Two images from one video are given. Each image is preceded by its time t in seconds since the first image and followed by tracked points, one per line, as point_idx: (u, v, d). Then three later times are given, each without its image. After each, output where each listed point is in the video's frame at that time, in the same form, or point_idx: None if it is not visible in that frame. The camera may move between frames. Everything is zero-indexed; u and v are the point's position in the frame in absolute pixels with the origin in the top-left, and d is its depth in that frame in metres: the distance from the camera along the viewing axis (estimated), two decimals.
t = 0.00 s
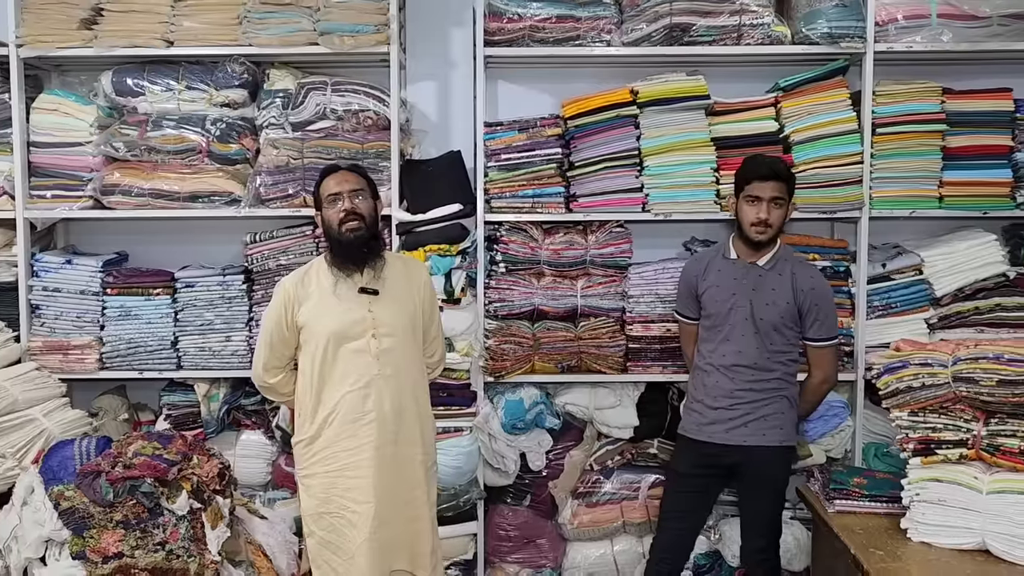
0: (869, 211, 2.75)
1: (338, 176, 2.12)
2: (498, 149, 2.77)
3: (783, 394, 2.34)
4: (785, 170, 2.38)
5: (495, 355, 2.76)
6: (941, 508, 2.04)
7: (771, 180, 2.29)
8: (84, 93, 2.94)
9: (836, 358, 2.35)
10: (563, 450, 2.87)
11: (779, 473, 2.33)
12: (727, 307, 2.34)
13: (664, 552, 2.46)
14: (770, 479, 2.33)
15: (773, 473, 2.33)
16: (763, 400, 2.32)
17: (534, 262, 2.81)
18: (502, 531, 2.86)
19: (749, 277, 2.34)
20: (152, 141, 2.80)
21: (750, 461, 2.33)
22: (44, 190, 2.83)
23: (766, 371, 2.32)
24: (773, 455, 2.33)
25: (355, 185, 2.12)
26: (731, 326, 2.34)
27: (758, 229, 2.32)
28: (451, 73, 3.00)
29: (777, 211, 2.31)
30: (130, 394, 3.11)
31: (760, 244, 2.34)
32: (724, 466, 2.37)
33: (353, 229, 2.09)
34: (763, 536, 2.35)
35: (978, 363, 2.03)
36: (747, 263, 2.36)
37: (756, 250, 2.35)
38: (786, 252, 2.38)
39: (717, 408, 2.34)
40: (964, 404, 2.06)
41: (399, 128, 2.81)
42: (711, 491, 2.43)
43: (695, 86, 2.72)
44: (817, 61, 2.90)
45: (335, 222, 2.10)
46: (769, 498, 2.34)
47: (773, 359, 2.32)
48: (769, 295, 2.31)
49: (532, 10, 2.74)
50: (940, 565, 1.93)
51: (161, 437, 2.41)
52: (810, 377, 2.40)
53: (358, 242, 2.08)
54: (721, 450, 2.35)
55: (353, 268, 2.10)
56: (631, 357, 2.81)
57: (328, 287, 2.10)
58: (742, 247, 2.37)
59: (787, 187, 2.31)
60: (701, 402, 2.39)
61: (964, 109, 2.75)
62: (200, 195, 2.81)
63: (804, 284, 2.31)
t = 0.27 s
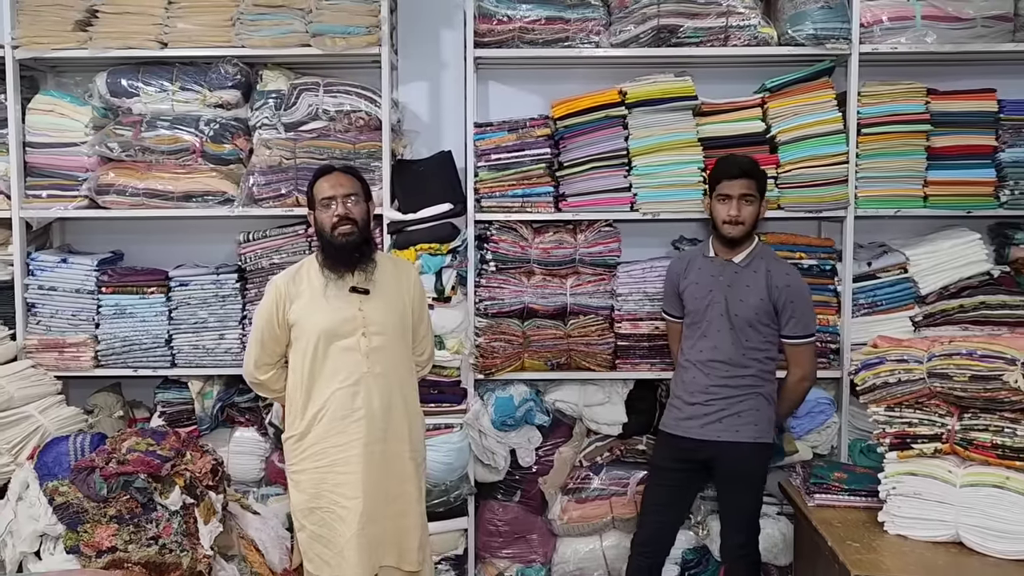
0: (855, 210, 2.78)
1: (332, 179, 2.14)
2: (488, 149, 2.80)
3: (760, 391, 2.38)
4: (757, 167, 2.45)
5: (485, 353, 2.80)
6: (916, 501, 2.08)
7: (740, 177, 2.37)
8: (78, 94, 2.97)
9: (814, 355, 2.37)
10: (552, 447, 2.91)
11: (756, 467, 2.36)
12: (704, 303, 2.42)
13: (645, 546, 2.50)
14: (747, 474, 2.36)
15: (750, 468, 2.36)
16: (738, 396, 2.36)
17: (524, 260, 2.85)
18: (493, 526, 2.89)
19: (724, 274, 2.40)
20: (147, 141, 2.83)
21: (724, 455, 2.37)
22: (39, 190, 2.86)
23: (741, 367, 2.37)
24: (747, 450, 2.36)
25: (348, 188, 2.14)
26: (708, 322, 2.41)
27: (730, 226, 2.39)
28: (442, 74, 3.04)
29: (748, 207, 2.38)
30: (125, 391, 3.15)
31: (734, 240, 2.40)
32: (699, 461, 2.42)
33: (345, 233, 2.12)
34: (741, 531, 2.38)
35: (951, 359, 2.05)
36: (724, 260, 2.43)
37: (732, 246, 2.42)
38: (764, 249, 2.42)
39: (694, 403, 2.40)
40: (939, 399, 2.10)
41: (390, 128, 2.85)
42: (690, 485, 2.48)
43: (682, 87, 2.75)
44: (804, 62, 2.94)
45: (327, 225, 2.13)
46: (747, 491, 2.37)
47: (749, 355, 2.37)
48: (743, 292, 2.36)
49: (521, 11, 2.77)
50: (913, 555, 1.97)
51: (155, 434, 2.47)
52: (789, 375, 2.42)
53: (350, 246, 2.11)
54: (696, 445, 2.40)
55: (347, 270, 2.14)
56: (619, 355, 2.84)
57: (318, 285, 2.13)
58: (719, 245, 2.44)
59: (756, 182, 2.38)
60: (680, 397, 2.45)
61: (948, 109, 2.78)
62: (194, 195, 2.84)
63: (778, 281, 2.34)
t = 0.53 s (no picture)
0: (843, 209, 2.81)
1: (328, 179, 2.16)
2: (479, 148, 2.83)
3: (742, 387, 2.40)
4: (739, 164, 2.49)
5: (477, 350, 2.81)
6: (895, 494, 2.11)
7: (718, 173, 2.41)
8: (75, 94, 3.00)
9: (795, 350, 2.39)
10: (544, 443, 2.95)
11: (739, 462, 2.39)
12: (686, 299, 2.45)
13: (633, 540, 2.53)
14: (732, 470, 2.39)
15: (734, 463, 2.39)
16: (720, 391, 2.39)
17: (516, 259, 2.87)
18: (485, 522, 2.93)
19: (707, 270, 2.44)
20: (142, 141, 2.85)
21: (706, 451, 2.40)
22: (36, 189, 2.89)
23: (722, 364, 2.40)
24: (728, 446, 2.39)
25: (344, 189, 2.16)
26: (690, 317, 2.44)
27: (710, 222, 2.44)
28: (435, 74, 3.07)
29: (727, 202, 2.42)
30: (121, 388, 3.18)
31: (715, 236, 2.45)
32: (682, 456, 2.46)
33: (340, 232, 2.14)
34: (728, 526, 2.41)
35: (929, 355, 2.10)
36: (707, 256, 2.47)
37: (714, 242, 2.46)
38: (745, 245, 2.46)
39: (677, 398, 2.44)
40: (918, 394, 2.14)
41: (383, 127, 2.88)
42: (676, 480, 2.52)
43: (671, 87, 2.78)
44: (792, 62, 2.97)
45: (322, 224, 2.15)
46: (734, 487, 2.40)
47: (730, 350, 2.40)
48: (724, 287, 2.39)
49: (512, 13, 2.81)
50: (891, 547, 2.00)
51: (149, 430, 2.48)
52: (771, 371, 2.44)
53: (344, 245, 2.14)
54: (679, 441, 2.44)
55: (341, 269, 2.16)
56: (609, 352, 2.87)
57: (312, 284, 2.15)
58: (701, 241, 2.49)
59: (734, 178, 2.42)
60: (665, 394, 2.49)
61: (934, 109, 2.81)
62: (188, 194, 2.88)
63: (758, 277, 2.37)
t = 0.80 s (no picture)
0: (834, 209, 2.84)
1: (320, 177, 2.17)
2: (473, 148, 2.85)
3: (739, 384, 2.43)
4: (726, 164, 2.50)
5: (472, 348, 2.84)
6: (883, 490, 2.12)
7: (705, 175, 2.43)
8: (71, 93, 3.02)
9: (787, 344, 2.42)
10: (538, 441, 2.95)
11: (737, 458, 2.42)
12: (680, 299, 2.47)
13: (632, 534, 2.56)
14: (729, 465, 2.41)
15: (731, 458, 2.41)
16: (717, 389, 2.42)
17: (510, 258, 2.89)
18: (479, 519, 2.94)
19: (698, 270, 2.46)
20: (139, 140, 2.88)
21: (705, 448, 2.43)
22: (33, 188, 2.91)
23: (718, 361, 2.42)
24: (726, 441, 2.41)
25: (336, 187, 2.18)
26: (685, 317, 2.47)
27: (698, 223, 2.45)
28: (429, 74, 3.09)
29: (715, 203, 2.44)
30: (118, 386, 3.20)
31: (704, 237, 2.46)
32: (681, 453, 2.48)
33: (333, 230, 2.15)
34: (724, 520, 2.43)
35: (915, 353, 2.11)
36: (697, 256, 2.48)
37: (704, 242, 2.47)
38: (737, 242, 2.48)
39: (674, 397, 2.46)
40: (904, 391, 2.15)
41: (377, 127, 2.89)
42: (674, 477, 2.55)
43: (664, 87, 2.80)
44: (785, 62, 2.99)
45: (315, 223, 2.16)
46: (732, 482, 2.43)
47: (725, 348, 2.42)
48: (717, 286, 2.42)
49: (506, 13, 2.83)
50: (877, 543, 2.02)
51: (145, 428, 2.49)
52: (764, 365, 2.47)
53: (338, 243, 2.15)
54: (677, 438, 2.46)
55: (335, 267, 2.17)
56: (603, 350, 2.89)
57: (307, 282, 2.17)
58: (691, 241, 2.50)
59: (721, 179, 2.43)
60: (663, 393, 2.51)
61: (926, 109, 2.83)
62: (185, 193, 2.89)
63: (750, 273, 2.40)
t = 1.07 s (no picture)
0: (833, 207, 2.84)
1: (322, 176, 2.18)
2: (473, 147, 2.86)
3: (745, 380, 2.47)
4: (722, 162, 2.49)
5: (472, 347, 2.85)
6: (881, 488, 2.14)
7: (700, 177, 2.42)
8: (73, 92, 3.03)
9: (791, 341, 2.44)
10: (538, 439, 2.96)
11: (742, 455, 2.46)
12: (683, 299, 2.49)
13: (636, 531, 2.62)
14: (735, 462, 2.46)
15: (736, 456, 2.46)
16: (724, 386, 2.45)
17: (510, 256, 2.90)
18: (480, 517, 2.95)
19: (700, 270, 2.47)
20: (139, 139, 2.89)
21: (713, 445, 2.46)
22: (34, 186, 2.92)
23: (724, 359, 2.45)
24: (734, 438, 2.45)
25: (338, 186, 2.19)
26: (689, 317, 2.49)
27: (696, 224, 2.46)
28: (430, 73, 3.09)
29: (712, 203, 2.44)
30: (119, 384, 3.21)
31: (703, 237, 2.47)
32: (687, 451, 2.52)
33: (335, 228, 2.16)
34: (729, 517, 2.49)
35: (913, 351, 2.12)
36: (697, 256, 2.49)
37: (703, 242, 2.48)
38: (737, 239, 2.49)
39: (681, 396, 2.49)
40: (902, 389, 2.16)
41: (378, 125, 2.90)
42: (678, 475, 2.58)
43: (663, 86, 2.81)
44: (784, 61, 2.99)
45: (317, 221, 2.16)
46: (736, 478, 2.48)
47: (732, 346, 2.45)
48: (719, 285, 2.44)
49: (506, 12, 2.83)
50: (876, 540, 2.03)
51: (147, 425, 2.52)
52: (768, 361, 2.49)
53: (340, 241, 2.16)
54: (686, 436, 2.49)
55: (338, 265, 2.18)
56: (603, 349, 2.90)
57: (310, 281, 2.17)
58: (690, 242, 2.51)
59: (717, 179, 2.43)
60: (669, 392, 2.54)
61: (925, 108, 2.83)
62: (185, 191, 2.90)
63: (751, 271, 2.42)
